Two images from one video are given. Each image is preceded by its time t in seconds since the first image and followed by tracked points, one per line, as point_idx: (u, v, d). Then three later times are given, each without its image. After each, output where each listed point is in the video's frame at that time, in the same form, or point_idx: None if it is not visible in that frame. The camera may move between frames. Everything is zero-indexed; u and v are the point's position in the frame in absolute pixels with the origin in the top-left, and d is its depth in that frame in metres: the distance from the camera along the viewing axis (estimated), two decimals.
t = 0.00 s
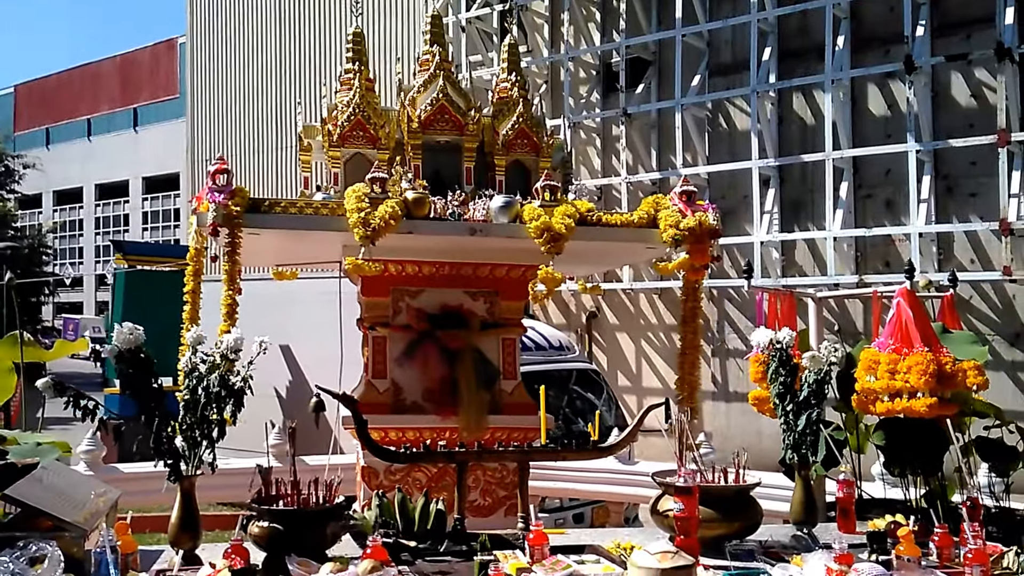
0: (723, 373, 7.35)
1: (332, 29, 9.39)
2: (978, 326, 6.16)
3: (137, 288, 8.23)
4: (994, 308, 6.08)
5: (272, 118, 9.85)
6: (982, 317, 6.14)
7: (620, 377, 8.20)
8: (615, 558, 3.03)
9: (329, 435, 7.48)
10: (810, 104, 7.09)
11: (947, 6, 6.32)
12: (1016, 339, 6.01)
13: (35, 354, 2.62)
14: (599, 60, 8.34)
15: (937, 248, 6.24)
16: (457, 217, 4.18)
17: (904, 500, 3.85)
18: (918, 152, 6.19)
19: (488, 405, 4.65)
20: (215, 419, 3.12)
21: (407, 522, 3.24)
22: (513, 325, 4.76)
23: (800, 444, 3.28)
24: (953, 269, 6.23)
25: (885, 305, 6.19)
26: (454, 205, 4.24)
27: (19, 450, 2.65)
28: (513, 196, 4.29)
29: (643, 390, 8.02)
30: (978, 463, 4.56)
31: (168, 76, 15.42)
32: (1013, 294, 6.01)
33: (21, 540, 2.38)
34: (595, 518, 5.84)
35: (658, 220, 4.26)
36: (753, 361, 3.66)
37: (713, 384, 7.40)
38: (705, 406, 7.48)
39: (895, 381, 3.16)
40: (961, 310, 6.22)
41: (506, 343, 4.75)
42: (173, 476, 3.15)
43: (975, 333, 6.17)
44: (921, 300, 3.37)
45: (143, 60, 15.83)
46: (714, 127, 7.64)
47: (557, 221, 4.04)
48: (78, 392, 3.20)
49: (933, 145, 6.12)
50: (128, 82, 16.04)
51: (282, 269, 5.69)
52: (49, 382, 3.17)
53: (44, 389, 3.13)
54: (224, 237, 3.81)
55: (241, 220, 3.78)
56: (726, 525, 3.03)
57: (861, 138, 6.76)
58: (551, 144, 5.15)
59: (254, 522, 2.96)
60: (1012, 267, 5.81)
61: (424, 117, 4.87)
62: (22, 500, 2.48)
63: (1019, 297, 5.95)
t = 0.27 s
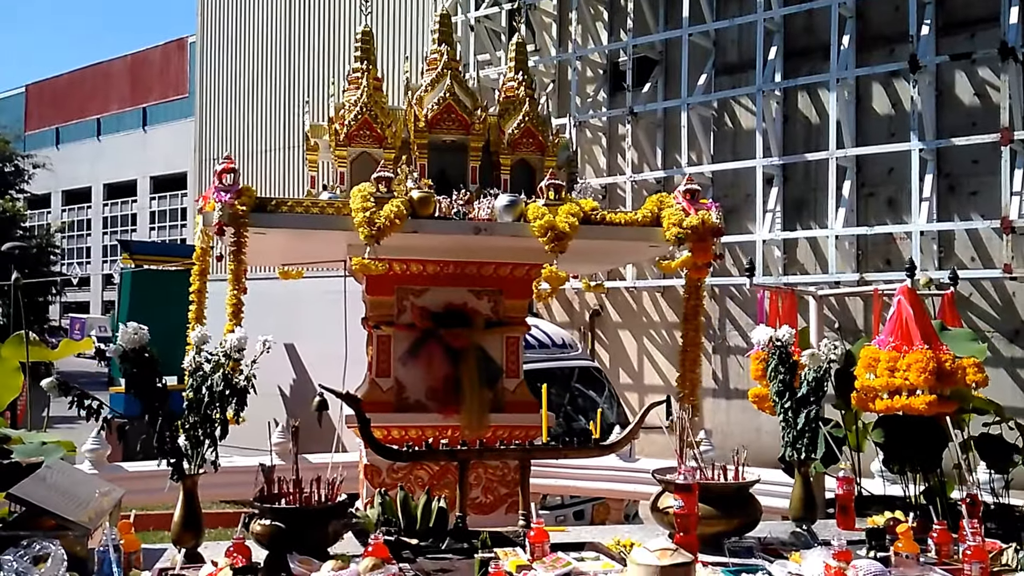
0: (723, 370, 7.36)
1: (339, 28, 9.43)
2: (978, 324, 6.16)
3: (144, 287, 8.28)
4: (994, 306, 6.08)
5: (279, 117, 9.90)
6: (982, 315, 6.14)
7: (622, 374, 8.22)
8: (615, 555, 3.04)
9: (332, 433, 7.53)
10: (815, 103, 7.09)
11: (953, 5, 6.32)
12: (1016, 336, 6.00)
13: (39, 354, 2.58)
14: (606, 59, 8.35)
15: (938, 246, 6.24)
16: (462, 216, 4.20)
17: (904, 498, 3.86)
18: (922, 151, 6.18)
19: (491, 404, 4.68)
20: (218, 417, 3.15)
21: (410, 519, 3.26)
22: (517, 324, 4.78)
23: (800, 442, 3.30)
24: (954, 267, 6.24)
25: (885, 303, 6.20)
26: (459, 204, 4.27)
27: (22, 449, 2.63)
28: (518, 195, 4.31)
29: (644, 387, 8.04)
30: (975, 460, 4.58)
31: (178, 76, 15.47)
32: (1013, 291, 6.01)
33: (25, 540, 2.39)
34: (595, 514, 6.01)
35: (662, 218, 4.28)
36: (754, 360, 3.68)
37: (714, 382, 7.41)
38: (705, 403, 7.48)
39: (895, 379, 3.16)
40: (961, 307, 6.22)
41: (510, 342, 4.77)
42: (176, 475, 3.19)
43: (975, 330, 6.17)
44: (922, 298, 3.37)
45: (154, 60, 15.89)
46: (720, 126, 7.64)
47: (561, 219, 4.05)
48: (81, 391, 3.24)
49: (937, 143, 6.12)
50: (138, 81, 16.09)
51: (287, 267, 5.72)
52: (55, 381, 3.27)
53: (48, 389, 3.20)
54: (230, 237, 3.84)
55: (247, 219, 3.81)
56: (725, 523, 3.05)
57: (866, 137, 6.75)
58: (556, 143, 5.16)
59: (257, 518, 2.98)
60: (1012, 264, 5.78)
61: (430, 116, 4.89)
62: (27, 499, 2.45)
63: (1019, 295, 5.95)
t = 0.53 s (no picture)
0: (723, 369, 7.35)
1: (341, 27, 9.45)
2: (978, 322, 6.16)
3: (145, 286, 8.29)
4: (995, 304, 6.07)
5: (281, 116, 9.92)
6: (982, 314, 6.14)
7: (622, 373, 8.23)
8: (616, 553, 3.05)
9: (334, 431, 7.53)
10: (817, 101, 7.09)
11: (954, 4, 6.32)
12: (1016, 334, 6.00)
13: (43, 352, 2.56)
14: (607, 58, 8.36)
15: (939, 245, 6.23)
16: (464, 215, 4.21)
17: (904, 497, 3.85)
18: (923, 150, 6.18)
19: (492, 403, 4.68)
20: (220, 416, 3.16)
21: (411, 518, 3.25)
22: (518, 323, 4.78)
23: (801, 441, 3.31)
24: (954, 266, 6.24)
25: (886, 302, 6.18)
26: (461, 203, 4.28)
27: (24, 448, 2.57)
28: (520, 194, 4.32)
29: (644, 386, 8.04)
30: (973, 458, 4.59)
31: (180, 76, 15.48)
32: (1013, 290, 6.01)
33: (27, 539, 2.41)
34: (595, 513, 5.99)
35: (663, 217, 4.28)
36: (755, 358, 3.69)
37: (714, 380, 7.40)
38: (705, 402, 7.49)
39: (896, 378, 3.16)
40: (961, 305, 6.22)
41: (510, 341, 4.78)
42: (178, 473, 3.20)
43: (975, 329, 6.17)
44: (922, 296, 3.37)
45: (157, 60, 15.89)
46: (721, 125, 7.64)
47: (562, 218, 4.06)
48: (84, 389, 3.24)
49: (937, 142, 6.12)
50: (141, 81, 16.10)
51: (289, 267, 5.73)
52: (57, 381, 3.24)
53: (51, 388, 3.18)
54: (232, 236, 3.85)
55: (250, 218, 3.83)
56: (725, 521, 3.06)
57: (866, 136, 6.76)
58: (557, 142, 5.16)
59: (258, 516, 2.99)
60: (1013, 263, 5.77)
61: (432, 115, 4.89)
62: (28, 497, 2.44)
63: (1019, 293, 5.95)
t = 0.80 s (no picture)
0: (723, 368, 7.35)
1: (341, 26, 9.45)
2: (977, 322, 6.17)
3: (145, 284, 8.30)
4: (994, 304, 6.08)
5: (280, 114, 9.92)
6: (981, 313, 6.15)
7: (622, 372, 8.23)
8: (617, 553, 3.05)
9: (333, 431, 7.53)
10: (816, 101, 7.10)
11: (954, 4, 6.32)
12: (1015, 334, 6.01)
13: (44, 351, 2.57)
14: (607, 58, 8.36)
15: (937, 245, 6.24)
16: (463, 214, 4.21)
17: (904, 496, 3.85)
18: (922, 150, 6.18)
19: (491, 402, 4.69)
20: (221, 414, 3.16)
21: (411, 518, 3.26)
22: (518, 322, 4.78)
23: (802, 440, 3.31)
24: (953, 265, 6.25)
25: (885, 302, 6.19)
26: (461, 202, 4.28)
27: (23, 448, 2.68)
28: (520, 193, 4.32)
29: (643, 385, 8.05)
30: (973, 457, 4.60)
31: (179, 75, 15.46)
32: (1012, 289, 6.02)
33: (27, 538, 2.41)
34: (595, 512, 6.02)
35: (662, 217, 4.28)
36: (755, 357, 3.68)
37: (713, 380, 7.41)
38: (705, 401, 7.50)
39: (896, 377, 3.17)
40: (960, 305, 6.22)
41: (510, 340, 4.78)
42: (178, 473, 3.20)
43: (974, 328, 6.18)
44: (922, 296, 3.37)
45: (156, 59, 15.86)
46: (720, 125, 7.64)
47: (562, 218, 4.06)
48: (85, 389, 3.22)
49: (936, 142, 6.12)
50: (141, 80, 16.06)
51: (289, 266, 5.73)
52: (58, 380, 3.18)
53: (52, 388, 3.12)
54: (232, 235, 3.85)
55: (250, 217, 3.83)
56: (725, 521, 3.06)
57: (865, 136, 6.76)
58: (557, 141, 5.16)
59: (259, 516, 2.99)
60: (1012, 262, 5.78)
61: (432, 115, 4.89)
62: (29, 497, 2.47)
63: (1018, 293, 5.96)
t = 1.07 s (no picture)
0: (722, 368, 7.35)
1: (341, 26, 9.44)
2: (977, 322, 6.17)
3: (145, 284, 8.30)
4: (994, 304, 6.08)
5: (280, 114, 9.92)
6: (982, 313, 6.15)
7: (622, 372, 8.23)
8: (617, 554, 3.05)
9: (333, 431, 7.53)
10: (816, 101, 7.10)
11: (953, 4, 6.32)
12: (1016, 334, 6.01)
13: (43, 351, 2.56)
14: (606, 58, 8.36)
15: (937, 245, 6.24)
16: (464, 214, 4.21)
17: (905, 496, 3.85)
18: (921, 150, 6.18)
19: (491, 402, 4.68)
20: (220, 414, 3.16)
21: (411, 518, 3.25)
22: (517, 322, 4.77)
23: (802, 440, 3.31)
24: (953, 265, 6.25)
25: (884, 301, 6.19)
26: (461, 202, 4.27)
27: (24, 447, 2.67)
28: (520, 193, 4.31)
29: (643, 385, 8.05)
30: (973, 457, 4.60)
31: (179, 75, 15.45)
32: (1012, 289, 6.02)
33: (27, 538, 2.41)
34: (595, 512, 6.03)
35: (662, 217, 4.28)
36: (755, 357, 3.68)
37: (713, 380, 7.40)
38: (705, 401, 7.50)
39: (897, 377, 3.16)
40: (960, 305, 6.22)
41: (509, 339, 4.77)
42: (178, 472, 3.20)
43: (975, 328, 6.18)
44: (922, 295, 3.37)
45: (156, 59, 15.85)
46: (720, 125, 7.64)
47: (562, 217, 4.06)
48: (84, 388, 3.22)
49: (936, 142, 6.11)
50: (140, 80, 16.06)
51: (289, 265, 5.73)
52: (57, 379, 3.18)
53: (51, 388, 3.12)
54: (232, 234, 3.84)
55: (250, 217, 3.83)
56: (725, 521, 3.06)
57: (865, 135, 6.76)
58: (556, 141, 5.15)
59: (259, 516, 2.98)
60: (1012, 262, 5.78)
61: (432, 115, 4.89)
62: (29, 496, 2.46)
63: (1018, 292, 5.96)
